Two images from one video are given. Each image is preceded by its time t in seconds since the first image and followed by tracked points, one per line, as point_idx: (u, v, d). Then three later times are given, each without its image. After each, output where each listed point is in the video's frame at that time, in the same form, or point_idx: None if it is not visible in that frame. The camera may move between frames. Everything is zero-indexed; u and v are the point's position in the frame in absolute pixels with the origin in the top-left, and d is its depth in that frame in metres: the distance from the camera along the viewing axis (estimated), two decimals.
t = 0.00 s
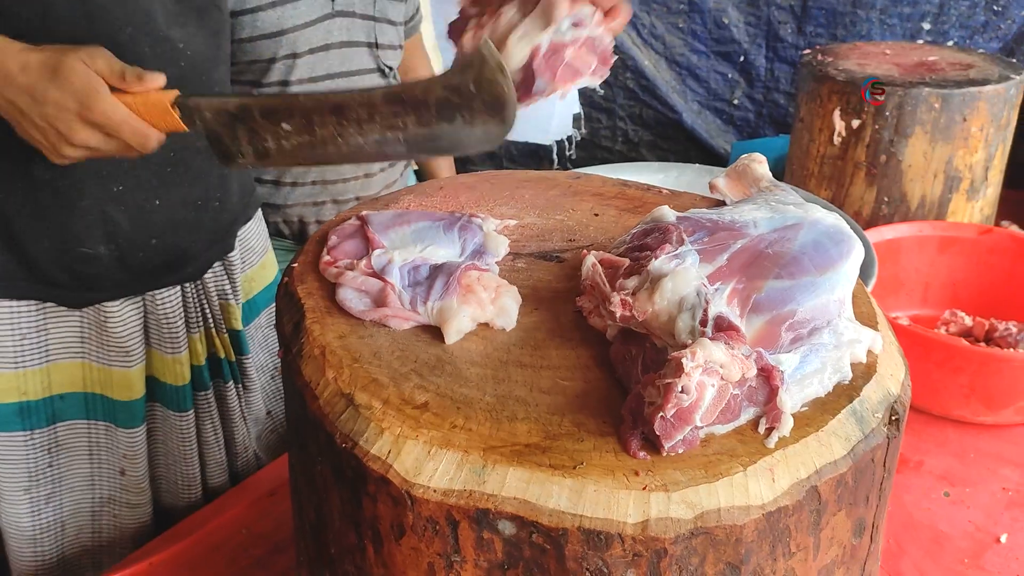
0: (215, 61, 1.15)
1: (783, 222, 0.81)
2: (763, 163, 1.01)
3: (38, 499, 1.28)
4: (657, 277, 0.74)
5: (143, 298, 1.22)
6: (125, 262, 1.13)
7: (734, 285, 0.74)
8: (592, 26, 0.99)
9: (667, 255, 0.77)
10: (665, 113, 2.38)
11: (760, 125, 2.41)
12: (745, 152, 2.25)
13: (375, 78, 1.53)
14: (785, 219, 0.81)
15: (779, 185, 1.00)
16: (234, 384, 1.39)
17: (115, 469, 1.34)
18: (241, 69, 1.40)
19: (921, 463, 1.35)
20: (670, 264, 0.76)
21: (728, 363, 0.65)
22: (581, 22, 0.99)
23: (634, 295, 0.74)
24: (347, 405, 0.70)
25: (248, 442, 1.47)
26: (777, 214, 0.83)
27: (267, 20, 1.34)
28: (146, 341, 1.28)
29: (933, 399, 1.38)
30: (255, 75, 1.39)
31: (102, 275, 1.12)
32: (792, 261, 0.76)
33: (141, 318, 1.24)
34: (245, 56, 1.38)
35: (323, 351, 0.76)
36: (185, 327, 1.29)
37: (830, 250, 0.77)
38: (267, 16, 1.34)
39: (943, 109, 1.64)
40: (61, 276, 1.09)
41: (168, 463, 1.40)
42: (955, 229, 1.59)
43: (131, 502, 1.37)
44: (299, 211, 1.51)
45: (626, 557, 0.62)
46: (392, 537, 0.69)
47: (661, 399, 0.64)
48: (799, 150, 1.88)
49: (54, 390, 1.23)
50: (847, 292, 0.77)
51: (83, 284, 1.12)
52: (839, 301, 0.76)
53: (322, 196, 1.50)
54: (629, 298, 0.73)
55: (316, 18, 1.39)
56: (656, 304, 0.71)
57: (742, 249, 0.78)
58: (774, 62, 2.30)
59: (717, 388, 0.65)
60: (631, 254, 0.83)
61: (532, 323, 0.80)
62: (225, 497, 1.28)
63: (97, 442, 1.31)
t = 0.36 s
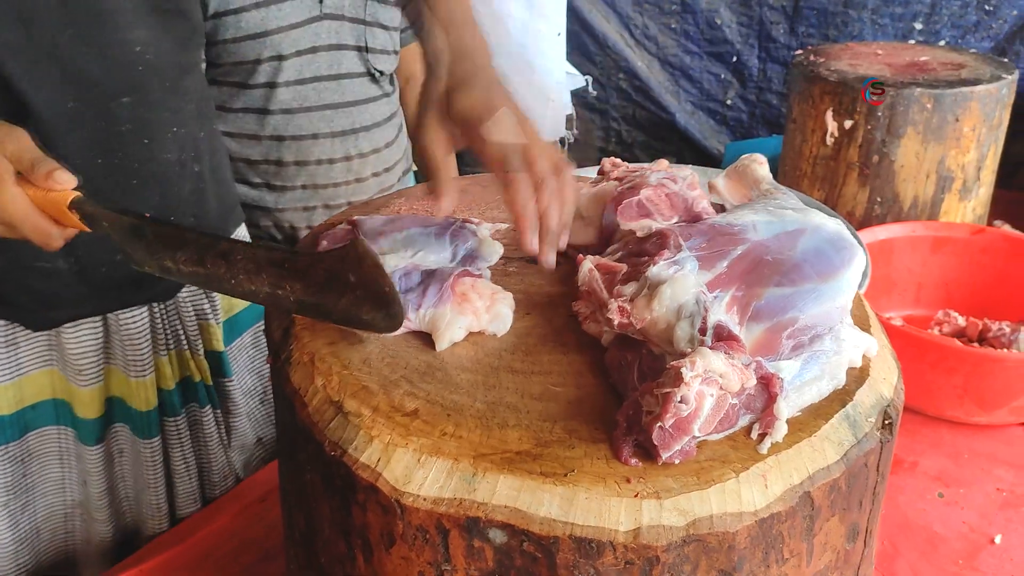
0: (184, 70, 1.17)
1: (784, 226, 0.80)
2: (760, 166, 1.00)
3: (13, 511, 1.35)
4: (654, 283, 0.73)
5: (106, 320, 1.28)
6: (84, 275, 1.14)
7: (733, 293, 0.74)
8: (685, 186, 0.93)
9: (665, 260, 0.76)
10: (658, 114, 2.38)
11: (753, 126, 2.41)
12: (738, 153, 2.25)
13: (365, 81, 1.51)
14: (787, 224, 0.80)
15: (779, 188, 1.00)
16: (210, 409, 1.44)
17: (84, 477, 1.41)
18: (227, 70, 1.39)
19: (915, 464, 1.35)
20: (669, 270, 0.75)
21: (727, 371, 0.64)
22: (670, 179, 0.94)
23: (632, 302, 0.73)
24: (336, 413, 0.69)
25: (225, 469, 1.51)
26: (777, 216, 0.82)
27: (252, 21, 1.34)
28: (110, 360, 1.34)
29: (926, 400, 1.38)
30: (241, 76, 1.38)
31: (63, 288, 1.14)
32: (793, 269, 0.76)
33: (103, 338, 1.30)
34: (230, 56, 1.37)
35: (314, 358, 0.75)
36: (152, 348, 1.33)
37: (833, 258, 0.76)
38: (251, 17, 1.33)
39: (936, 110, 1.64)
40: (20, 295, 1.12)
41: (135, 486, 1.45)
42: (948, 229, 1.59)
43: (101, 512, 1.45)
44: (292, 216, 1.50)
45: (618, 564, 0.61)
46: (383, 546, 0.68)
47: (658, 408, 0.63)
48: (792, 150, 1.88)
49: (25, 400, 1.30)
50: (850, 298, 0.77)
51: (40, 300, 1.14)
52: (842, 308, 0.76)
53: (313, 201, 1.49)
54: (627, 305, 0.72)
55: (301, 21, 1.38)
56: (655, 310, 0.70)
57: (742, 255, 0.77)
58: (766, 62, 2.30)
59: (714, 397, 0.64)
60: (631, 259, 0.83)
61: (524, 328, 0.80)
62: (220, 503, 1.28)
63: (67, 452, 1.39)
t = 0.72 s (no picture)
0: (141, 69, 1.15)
1: (765, 226, 0.80)
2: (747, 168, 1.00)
3: None
4: (639, 284, 0.73)
5: (77, 335, 1.26)
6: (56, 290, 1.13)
7: (717, 292, 0.74)
8: (655, 189, 0.92)
9: (650, 261, 0.76)
10: (650, 113, 2.38)
11: (745, 125, 2.41)
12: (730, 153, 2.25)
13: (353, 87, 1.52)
14: (769, 224, 0.81)
15: (763, 188, 1.01)
16: (183, 418, 1.44)
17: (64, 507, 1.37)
18: (215, 72, 1.38)
19: (906, 462, 1.35)
20: (653, 271, 0.75)
21: (713, 372, 0.64)
22: (641, 183, 0.93)
23: (617, 303, 0.73)
24: (325, 416, 0.69)
25: (202, 478, 1.52)
26: (759, 217, 0.82)
27: (236, 25, 1.32)
28: (81, 379, 1.31)
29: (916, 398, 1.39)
30: (228, 79, 1.38)
31: (36, 306, 1.13)
32: (776, 267, 0.76)
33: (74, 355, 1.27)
34: (216, 60, 1.36)
35: (303, 361, 0.75)
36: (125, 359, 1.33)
37: (815, 255, 0.77)
38: (236, 21, 1.32)
39: (926, 109, 1.65)
40: None
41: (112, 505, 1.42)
42: (938, 228, 1.60)
43: (82, 539, 1.40)
44: (276, 219, 1.50)
45: (607, 567, 0.61)
46: (372, 549, 0.68)
47: (645, 409, 0.63)
48: (784, 150, 1.89)
49: None
50: (831, 296, 0.77)
51: (14, 321, 1.12)
52: (824, 306, 0.76)
53: (298, 205, 1.50)
54: (613, 306, 0.72)
55: (286, 25, 1.39)
56: (640, 312, 0.70)
57: (726, 255, 0.77)
58: (758, 62, 2.30)
59: (701, 398, 0.64)
60: (614, 258, 0.82)
61: (513, 330, 0.79)
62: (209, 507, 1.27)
63: (46, 479, 1.35)
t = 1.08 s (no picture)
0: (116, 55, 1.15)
1: (761, 222, 0.80)
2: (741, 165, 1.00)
3: None
4: (636, 279, 0.73)
5: (73, 329, 1.24)
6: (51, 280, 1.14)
7: (713, 287, 0.74)
8: (648, 185, 0.91)
9: (647, 257, 0.76)
10: (645, 111, 2.38)
11: (740, 122, 2.42)
12: (725, 149, 2.25)
13: (347, 84, 1.52)
14: (765, 218, 0.81)
15: (759, 184, 1.01)
16: (176, 411, 1.43)
17: (66, 528, 1.34)
18: (205, 70, 1.36)
19: (902, 457, 1.36)
20: (649, 266, 0.75)
21: (711, 367, 0.65)
22: (634, 179, 0.93)
23: (614, 299, 0.73)
24: (322, 413, 0.69)
25: (196, 471, 1.52)
26: (755, 212, 0.82)
27: (225, 22, 1.31)
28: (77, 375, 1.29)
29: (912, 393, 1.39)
30: (217, 76, 1.36)
31: (27, 302, 1.13)
32: (772, 262, 0.76)
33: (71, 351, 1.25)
34: (206, 57, 1.35)
35: (299, 358, 0.75)
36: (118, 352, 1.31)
37: (810, 250, 0.77)
38: (225, 17, 1.31)
39: (920, 105, 1.65)
40: None
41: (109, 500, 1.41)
42: (934, 224, 1.60)
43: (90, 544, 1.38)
44: (268, 216, 1.50)
45: (605, 563, 0.61)
46: (370, 546, 0.68)
47: (642, 405, 0.63)
48: (779, 146, 1.89)
49: None
50: (827, 291, 0.77)
51: (14, 317, 1.13)
52: (820, 301, 0.76)
53: (290, 202, 1.50)
54: (609, 302, 0.72)
55: (276, 22, 1.37)
56: (637, 307, 0.70)
57: (722, 250, 0.77)
58: (753, 59, 2.30)
59: (698, 392, 0.64)
60: (610, 255, 0.82)
61: (510, 326, 0.79)
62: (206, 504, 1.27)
63: (44, 504, 1.31)
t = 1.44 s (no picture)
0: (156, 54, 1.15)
1: (760, 219, 0.80)
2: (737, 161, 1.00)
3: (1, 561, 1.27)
4: (632, 278, 0.73)
5: (104, 316, 1.25)
6: (79, 267, 1.10)
7: (711, 286, 0.73)
8: (644, 184, 0.91)
9: (644, 256, 0.76)
10: (642, 108, 2.38)
11: (736, 119, 2.42)
12: (721, 147, 2.25)
13: (340, 80, 1.52)
14: (763, 216, 0.81)
15: (756, 182, 1.00)
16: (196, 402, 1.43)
17: (85, 518, 1.32)
18: (197, 68, 1.36)
19: (901, 455, 1.35)
20: (645, 265, 0.74)
21: (708, 366, 0.64)
22: (629, 178, 0.92)
23: (611, 299, 0.72)
24: (317, 415, 0.69)
25: (213, 464, 1.51)
26: (752, 210, 0.82)
27: (217, 19, 1.31)
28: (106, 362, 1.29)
29: (911, 390, 1.39)
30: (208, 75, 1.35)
31: (58, 287, 1.11)
32: (770, 260, 0.75)
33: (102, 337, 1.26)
34: (197, 55, 1.34)
35: (294, 359, 0.74)
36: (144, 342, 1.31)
37: (808, 248, 0.76)
38: (218, 14, 1.31)
39: (917, 101, 1.64)
40: (28, 298, 1.09)
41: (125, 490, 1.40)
42: (932, 220, 1.60)
43: (107, 534, 1.37)
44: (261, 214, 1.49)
45: (602, 564, 0.61)
46: (365, 548, 0.68)
47: (640, 405, 0.63)
48: (776, 143, 1.89)
49: (13, 436, 1.20)
50: (826, 289, 0.77)
51: (46, 300, 1.10)
52: (819, 299, 0.75)
53: (283, 199, 1.49)
54: (606, 301, 0.72)
55: (269, 19, 1.37)
56: (634, 306, 0.70)
57: (719, 249, 0.77)
58: (749, 56, 2.30)
59: (697, 392, 0.64)
60: (608, 253, 0.82)
61: (506, 326, 0.79)
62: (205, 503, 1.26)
63: (64, 495, 1.28)
